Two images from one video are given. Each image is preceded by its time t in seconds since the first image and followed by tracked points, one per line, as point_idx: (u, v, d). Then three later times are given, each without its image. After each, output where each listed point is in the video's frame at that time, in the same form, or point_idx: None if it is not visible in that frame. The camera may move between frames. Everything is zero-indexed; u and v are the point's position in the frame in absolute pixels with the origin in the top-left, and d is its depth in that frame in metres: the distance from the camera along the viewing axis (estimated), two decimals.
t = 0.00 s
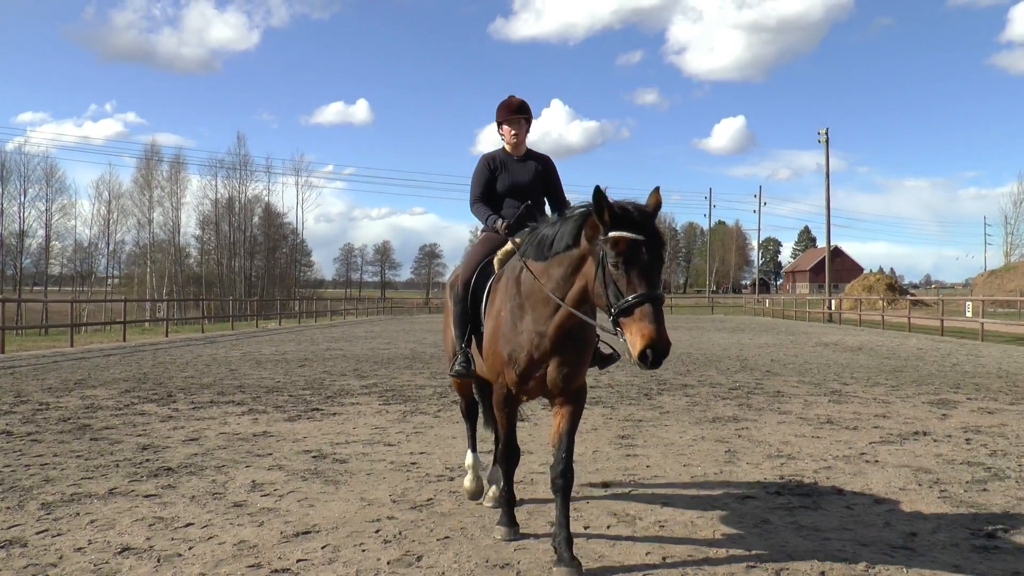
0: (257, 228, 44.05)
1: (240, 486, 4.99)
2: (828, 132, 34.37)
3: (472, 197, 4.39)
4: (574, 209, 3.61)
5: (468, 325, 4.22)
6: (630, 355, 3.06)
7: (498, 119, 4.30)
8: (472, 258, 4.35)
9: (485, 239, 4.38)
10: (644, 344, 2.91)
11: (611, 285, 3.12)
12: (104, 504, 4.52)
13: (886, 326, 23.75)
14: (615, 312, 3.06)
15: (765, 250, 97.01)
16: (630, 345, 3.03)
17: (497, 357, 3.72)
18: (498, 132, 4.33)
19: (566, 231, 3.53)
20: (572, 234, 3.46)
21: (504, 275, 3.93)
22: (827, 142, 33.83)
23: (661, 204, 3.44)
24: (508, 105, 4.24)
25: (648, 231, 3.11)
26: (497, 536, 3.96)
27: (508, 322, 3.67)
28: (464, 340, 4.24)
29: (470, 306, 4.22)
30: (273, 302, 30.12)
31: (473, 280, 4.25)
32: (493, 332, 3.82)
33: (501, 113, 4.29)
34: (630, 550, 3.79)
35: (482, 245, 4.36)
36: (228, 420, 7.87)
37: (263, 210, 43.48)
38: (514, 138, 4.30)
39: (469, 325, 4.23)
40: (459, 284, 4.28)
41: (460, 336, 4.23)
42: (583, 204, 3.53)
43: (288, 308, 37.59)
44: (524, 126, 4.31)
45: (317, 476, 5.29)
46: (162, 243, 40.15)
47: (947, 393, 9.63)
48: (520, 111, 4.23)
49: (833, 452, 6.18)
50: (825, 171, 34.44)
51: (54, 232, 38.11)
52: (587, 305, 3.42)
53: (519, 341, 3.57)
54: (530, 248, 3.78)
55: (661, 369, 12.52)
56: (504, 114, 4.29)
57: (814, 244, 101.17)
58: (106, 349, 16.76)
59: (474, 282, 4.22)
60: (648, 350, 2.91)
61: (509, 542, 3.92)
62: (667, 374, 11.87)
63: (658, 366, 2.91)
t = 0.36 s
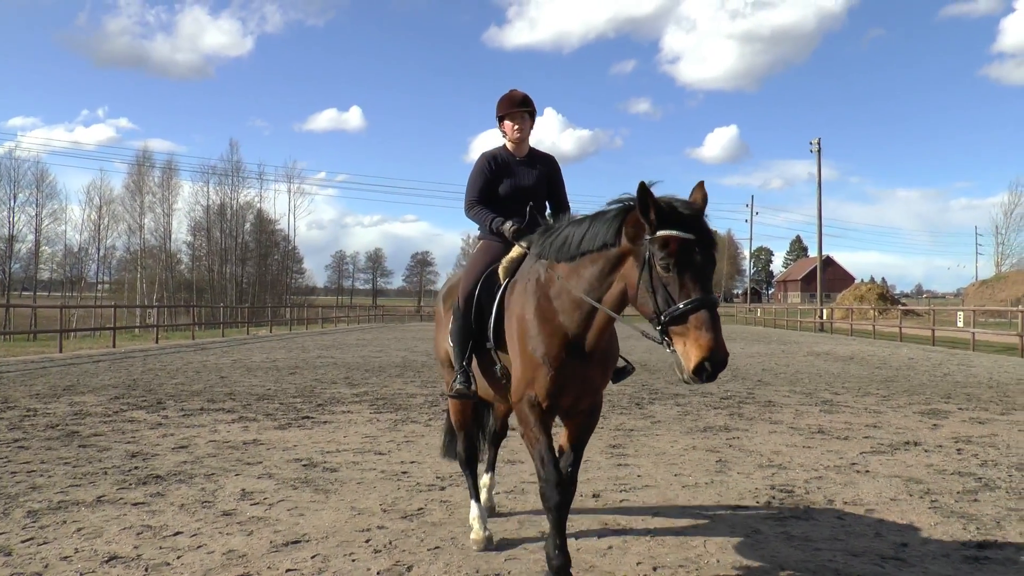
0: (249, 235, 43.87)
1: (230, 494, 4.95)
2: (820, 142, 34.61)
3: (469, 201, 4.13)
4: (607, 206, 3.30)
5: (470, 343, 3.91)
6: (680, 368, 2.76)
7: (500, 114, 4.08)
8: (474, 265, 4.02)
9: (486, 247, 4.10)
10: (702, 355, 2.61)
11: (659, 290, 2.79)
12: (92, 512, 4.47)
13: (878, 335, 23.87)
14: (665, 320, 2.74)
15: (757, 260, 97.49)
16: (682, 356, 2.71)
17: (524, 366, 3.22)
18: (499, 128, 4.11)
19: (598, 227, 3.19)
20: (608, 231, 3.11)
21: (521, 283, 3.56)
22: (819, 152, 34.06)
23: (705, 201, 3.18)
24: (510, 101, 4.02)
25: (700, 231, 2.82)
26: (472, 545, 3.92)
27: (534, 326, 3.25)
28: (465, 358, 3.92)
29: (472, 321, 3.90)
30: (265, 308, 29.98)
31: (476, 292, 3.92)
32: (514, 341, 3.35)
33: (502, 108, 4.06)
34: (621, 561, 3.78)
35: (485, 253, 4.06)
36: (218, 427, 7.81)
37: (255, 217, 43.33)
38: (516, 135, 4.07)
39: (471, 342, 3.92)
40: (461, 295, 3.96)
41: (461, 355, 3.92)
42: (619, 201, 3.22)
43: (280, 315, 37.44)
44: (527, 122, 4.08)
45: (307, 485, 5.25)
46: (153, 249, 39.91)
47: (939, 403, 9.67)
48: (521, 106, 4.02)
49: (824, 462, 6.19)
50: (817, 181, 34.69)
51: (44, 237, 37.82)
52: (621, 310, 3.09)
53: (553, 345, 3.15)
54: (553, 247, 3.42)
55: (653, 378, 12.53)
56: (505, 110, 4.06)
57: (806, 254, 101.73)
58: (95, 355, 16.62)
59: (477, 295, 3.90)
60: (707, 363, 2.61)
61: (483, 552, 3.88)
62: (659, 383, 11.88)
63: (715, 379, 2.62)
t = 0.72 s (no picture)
0: (209, 257, 42.89)
1: (184, 521, 4.79)
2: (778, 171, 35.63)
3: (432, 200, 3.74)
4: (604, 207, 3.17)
5: (440, 369, 3.52)
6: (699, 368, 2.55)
7: (478, 116, 3.81)
8: (440, 280, 3.65)
9: (452, 258, 3.74)
10: (723, 349, 2.42)
11: (671, 283, 2.63)
12: (39, 542, 4.27)
13: (834, 360, 24.50)
14: (678, 314, 2.56)
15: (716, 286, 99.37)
16: (699, 353, 2.52)
17: (514, 392, 2.95)
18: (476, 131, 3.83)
19: (597, 230, 3.06)
20: (608, 232, 2.98)
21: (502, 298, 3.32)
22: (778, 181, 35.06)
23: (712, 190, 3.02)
24: (493, 105, 3.76)
25: (712, 219, 2.69)
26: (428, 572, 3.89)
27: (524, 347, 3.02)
28: (435, 386, 3.53)
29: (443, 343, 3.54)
30: (225, 331, 29.31)
31: (447, 312, 3.56)
32: (498, 366, 3.08)
33: (481, 110, 3.81)
34: None
35: (451, 266, 3.69)
36: (173, 453, 7.57)
37: (216, 238, 42.45)
38: (492, 140, 3.80)
39: (440, 369, 3.54)
40: (427, 314, 3.57)
41: (429, 382, 3.52)
42: (617, 201, 3.10)
43: (240, 338, 36.61)
44: (504, 130, 3.83)
45: (262, 511, 5.12)
46: (110, 270, 38.73)
47: (893, 427, 9.95)
48: (502, 113, 3.77)
49: (781, 485, 6.30)
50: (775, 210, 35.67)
51: None
52: (627, 316, 2.93)
53: (546, 370, 2.92)
54: (549, 255, 3.26)
55: (614, 403, 12.62)
56: (484, 114, 3.78)
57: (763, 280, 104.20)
58: (46, 379, 15.96)
59: (451, 312, 3.54)
60: (728, 357, 2.42)
61: None
62: (620, 408, 11.97)
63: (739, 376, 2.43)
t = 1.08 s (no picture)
0: (169, 276, 41.70)
1: (146, 542, 4.64)
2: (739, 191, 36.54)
3: (405, 220, 3.55)
4: (611, 207, 2.92)
5: (415, 386, 3.32)
6: (707, 385, 2.31)
7: (455, 126, 3.61)
8: (420, 293, 3.46)
9: (431, 273, 3.54)
10: (733, 363, 2.17)
11: (680, 291, 2.39)
12: None
13: (791, 375, 25.14)
14: (687, 324, 2.33)
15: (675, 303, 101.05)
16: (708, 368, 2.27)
17: (492, 413, 2.75)
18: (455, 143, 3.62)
19: (602, 232, 2.81)
20: (614, 235, 2.74)
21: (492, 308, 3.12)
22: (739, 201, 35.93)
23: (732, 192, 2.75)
24: (469, 114, 3.62)
25: (729, 222, 2.45)
26: None
27: (507, 366, 2.82)
28: (407, 404, 3.32)
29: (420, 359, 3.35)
30: (186, 351, 28.53)
31: (427, 326, 3.38)
32: (479, 384, 2.88)
33: (459, 120, 3.61)
34: None
35: (431, 280, 3.50)
36: (135, 473, 7.33)
37: (178, 258, 41.37)
38: (471, 151, 3.62)
39: (417, 386, 3.33)
40: (407, 328, 3.39)
41: (402, 400, 3.31)
42: (625, 200, 2.85)
43: (200, 358, 35.66)
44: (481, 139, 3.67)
45: (225, 530, 4.99)
46: (70, 290, 37.44)
47: (848, 440, 10.24)
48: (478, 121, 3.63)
49: (739, 498, 6.43)
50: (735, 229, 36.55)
51: None
52: (632, 327, 2.69)
53: (529, 391, 2.71)
54: (550, 259, 3.03)
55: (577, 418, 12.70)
56: (460, 124, 3.62)
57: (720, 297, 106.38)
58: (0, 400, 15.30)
59: (429, 330, 3.35)
60: (738, 373, 2.17)
61: None
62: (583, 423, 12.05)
63: (747, 395, 2.18)
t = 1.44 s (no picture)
0: (143, 280, 40.86)
1: (120, 550, 4.54)
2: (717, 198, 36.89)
3: (403, 220, 3.19)
4: (631, 195, 2.76)
5: (425, 393, 2.99)
6: (760, 367, 2.16)
7: (439, 122, 3.29)
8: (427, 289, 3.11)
9: (435, 269, 3.17)
10: (795, 339, 2.05)
11: (724, 269, 2.25)
12: None
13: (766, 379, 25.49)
14: (736, 304, 2.19)
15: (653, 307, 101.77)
16: (764, 348, 2.14)
17: (494, 432, 2.61)
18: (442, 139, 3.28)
19: (626, 223, 2.66)
20: (639, 222, 2.58)
21: (502, 313, 2.93)
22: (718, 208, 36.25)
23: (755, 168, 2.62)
24: (451, 104, 3.29)
25: (767, 197, 2.34)
26: None
27: (516, 381, 2.66)
28: (416, 413, 2.97)
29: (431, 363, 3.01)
30: (160, 355, 28.03)
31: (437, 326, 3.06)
32: (483, 398, 2.72)
33: (442, 114, 3.28)
34: None
35: (440, 274, 3.14)
36: (108, 480, 7.17)
37: (153, 262, 40.60)
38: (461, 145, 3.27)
39: (424, 394, 2.99)
40: (415, 328, 3.03)
41: (411, 408, 2.96)
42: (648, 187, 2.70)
43: (175, 364, 35.05)
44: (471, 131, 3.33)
45: (200, 537, 4.90)
46: (42, 295, 36.59)
47: (823, 443, 10.40)
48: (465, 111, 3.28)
49: (716, 502, 6.49)
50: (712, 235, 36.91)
51: None
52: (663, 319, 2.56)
53: (537, 412, 2.57)
54: (568, 255, 2.86)
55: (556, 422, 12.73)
56: (445, 115, 3.28)
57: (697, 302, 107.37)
58: None
59: (440, 334, 3.03)
60: (800, 349, 2.05)
61: None
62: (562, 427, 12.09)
63: (810, 372, 2.07)
